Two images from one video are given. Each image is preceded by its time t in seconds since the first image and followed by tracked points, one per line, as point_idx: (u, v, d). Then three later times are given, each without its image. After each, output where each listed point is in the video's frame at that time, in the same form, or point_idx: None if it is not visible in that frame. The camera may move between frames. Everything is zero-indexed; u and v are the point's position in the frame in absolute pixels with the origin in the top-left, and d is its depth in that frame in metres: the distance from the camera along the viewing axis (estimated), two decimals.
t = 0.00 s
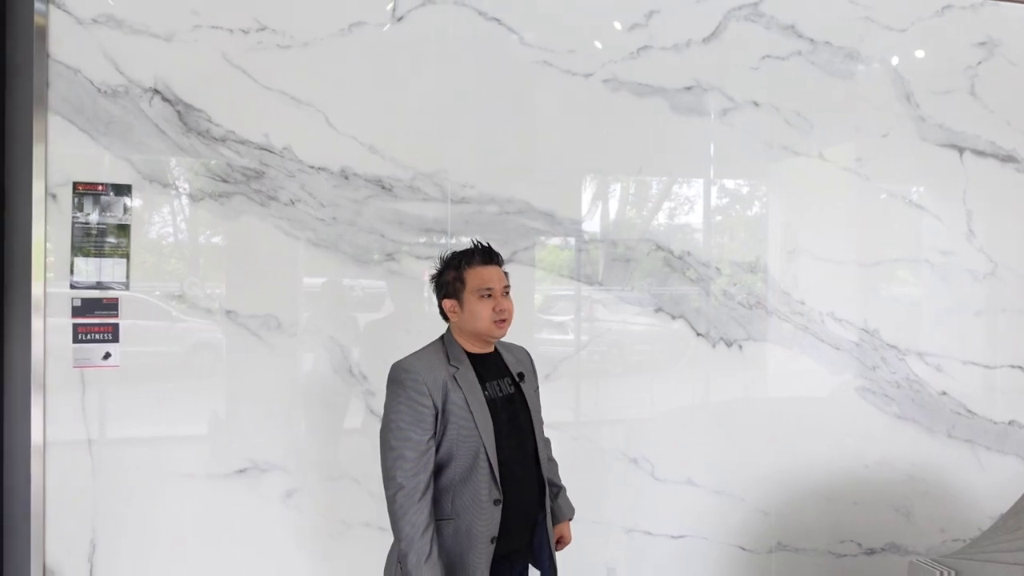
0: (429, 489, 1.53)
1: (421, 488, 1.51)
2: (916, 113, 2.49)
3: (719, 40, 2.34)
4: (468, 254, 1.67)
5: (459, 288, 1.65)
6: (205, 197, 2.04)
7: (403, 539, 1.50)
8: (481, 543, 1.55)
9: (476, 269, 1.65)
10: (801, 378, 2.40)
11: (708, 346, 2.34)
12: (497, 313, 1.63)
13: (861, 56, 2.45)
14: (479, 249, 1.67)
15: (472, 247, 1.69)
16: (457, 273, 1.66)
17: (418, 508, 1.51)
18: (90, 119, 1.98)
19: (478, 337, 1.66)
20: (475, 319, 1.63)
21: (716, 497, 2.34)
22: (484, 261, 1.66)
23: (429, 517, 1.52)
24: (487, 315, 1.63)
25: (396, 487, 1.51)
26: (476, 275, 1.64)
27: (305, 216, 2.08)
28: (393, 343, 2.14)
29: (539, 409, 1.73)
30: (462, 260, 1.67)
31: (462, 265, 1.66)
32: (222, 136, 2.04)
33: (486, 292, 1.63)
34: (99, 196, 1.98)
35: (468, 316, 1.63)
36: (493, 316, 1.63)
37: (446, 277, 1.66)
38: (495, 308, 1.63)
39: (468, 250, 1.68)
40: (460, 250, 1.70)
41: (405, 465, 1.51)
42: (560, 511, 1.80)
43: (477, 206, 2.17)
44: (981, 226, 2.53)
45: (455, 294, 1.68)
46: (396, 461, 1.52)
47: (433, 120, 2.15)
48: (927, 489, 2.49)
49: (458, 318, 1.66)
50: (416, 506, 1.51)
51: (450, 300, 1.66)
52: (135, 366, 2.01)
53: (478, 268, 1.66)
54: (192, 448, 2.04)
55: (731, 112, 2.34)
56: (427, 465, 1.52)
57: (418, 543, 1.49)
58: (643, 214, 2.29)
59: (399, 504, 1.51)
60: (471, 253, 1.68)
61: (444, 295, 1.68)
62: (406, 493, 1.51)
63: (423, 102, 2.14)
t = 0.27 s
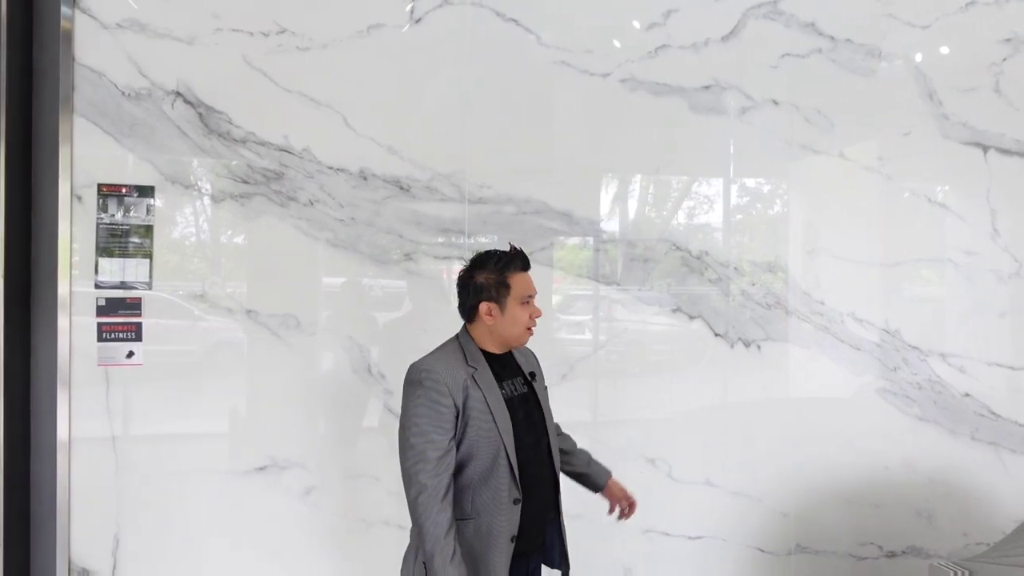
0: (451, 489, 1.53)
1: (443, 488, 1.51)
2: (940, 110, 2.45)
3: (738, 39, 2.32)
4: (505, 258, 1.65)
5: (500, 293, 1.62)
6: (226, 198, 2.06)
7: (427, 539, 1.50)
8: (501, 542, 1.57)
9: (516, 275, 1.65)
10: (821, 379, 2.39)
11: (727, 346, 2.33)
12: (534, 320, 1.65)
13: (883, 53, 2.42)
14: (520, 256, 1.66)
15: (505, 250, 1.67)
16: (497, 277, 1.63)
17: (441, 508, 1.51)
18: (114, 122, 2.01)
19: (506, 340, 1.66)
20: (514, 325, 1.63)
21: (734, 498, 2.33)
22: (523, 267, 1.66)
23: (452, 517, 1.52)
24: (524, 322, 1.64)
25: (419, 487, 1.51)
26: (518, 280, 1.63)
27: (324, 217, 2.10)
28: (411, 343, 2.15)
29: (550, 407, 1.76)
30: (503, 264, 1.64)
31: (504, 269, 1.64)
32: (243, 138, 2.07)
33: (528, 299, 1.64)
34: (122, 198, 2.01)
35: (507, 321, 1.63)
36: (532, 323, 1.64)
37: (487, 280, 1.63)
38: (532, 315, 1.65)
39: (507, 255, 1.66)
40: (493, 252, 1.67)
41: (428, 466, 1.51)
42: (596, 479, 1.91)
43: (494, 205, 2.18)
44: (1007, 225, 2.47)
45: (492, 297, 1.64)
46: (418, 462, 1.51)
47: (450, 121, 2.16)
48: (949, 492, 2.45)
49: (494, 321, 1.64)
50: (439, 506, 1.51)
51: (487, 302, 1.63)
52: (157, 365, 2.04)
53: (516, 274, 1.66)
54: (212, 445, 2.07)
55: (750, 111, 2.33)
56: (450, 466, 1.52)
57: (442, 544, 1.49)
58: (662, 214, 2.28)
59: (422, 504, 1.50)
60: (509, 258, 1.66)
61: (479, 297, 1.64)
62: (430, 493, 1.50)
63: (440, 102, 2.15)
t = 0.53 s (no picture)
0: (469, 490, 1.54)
1: (462, 488, 1.52)
2: (952, 108, 2.43)
3: (747, 37, 2.32)
4: (542, 265, 1.63)
5: (537, 301, 1.62)
6: (237, 197, 2.08)
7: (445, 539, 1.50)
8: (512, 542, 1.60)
9: (550, 283, 1.65)
10: (832, 378, 2.38)
11: (736, 345, 2.32)
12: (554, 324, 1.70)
13: (894, 50, 2.40)
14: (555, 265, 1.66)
15: (540, 256, 1.64)
16: (535, 285, 1.62)
17: (459, 509, 1.51)
18: (127, 122, 2.03)
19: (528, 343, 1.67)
20: (542, 331, 1.65)
21: (743, 497, 2.33)
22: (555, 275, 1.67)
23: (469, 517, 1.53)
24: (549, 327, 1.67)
25: (438, 487, 1.50)
26: (553, 290, 1.64)
27: (335, 216, 2.12)
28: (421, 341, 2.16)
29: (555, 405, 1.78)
30: (541, 273, 1.62)
31: (542, 278, 1.62)
32: (254, 137, 2.08)
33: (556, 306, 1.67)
34: (135, 197, 2.04)
35: (537, 327, 1.64)
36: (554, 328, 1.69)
37: (528, 288, 1.60)
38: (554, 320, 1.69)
39: (544, 262, 1.64)
40: (529, 257, 1.64)
41: (448, 466, 1.51)
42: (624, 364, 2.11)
43: (503, 204, 2.18)
44: (1020, 223, 2.45)
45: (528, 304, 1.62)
46: (438, 461, 1.51)
47: (459, 120, 2.17)
48: (961, 491, 2.44)
49: (526, 328, 1.64)
50: (458, 506, 1.51)
51: (523, 309, 1.61)
52: (169, 363, 2.06)
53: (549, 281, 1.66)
54: (224, 442, 2.08)
55: (760, 109, 2.32)
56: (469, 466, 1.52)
57: (462, 544, 1.50)
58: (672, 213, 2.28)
59: (441, 504, 1.50)
60: (545, 265, 1.65)
61: (516, 303, 1.61)
62: (449, 494, 1.50)
63: (450, 102, 2.16)
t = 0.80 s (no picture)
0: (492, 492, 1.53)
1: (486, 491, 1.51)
2: (955, 105, 2.43)
3: (749, 35, 2.31)
4: (542, 261, 1.63)
5: (535, 296, 1.62)
6: (239, 195, 2.08)
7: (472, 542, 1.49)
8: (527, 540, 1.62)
9: (550, 278, 1.64)
10: (834, 377, 2.37)
11: (738, 344, 2.32)
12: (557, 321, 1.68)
13: (896, 48, 2.40)
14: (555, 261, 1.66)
15: (542, 252, 1.64)
16: (533, 279, 1.61)
17: (484, 511, 1.51)
18: (129, 120, 2.04)
19: (530, 340, 1.67)
20: (542, 327, 1.64)
21: (745, 495, 2.33)
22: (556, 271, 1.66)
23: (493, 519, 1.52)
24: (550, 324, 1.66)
25: (464, 491, 1.49)
26: (553, 285, 1.64)
27: (336, 214, 2.12)
28: (422, 339, 2.16)
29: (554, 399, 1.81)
30: (540, 267, 1.62)
31: (540, 272, 1.62)
32: (256, 136, 2.09)
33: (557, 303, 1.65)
34: (137, 195, 2.04)
35: (537, 323, 1.63)
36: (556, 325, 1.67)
37: (525, 282, 1.60)
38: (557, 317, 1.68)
39: (543, 257, 1.64)
40: (531, 252, 1.64)
41: (474, 469, 1.49)
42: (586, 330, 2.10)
43: (505, 202, 2.18)
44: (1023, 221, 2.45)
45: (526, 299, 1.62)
46: (464, 465, 1.49)
47: (461, 118, 2.17)
48: (963, 489, 2.43)
49: (525, 323, 1.63)
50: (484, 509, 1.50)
51: (521, 304, 1.61)
52: (171, 360, 2.07)
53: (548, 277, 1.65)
54: (226, 440, 2.09)
55: (762, 107, 2.32)
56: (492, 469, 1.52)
57: (489, 546, 1.50)
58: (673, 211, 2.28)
59: (468, 508, 1.49)
60: (546, 261, 1.64)
61: (514, 298, 1.61)
62: (476, 497, 1.49)
63: (451, 100, 2.16)
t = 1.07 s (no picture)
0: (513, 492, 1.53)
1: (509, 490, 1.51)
2: (949, 106, 2.44)
3: (745, 35, 2.32)
4: (529, 256, 1.61)
5: (521, 292, 1.61)
6: (234, 194, 2.07)
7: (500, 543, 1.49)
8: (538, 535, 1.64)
9: (539, 274, 1.62)
10: (828, 377, 2.38)
11: (733, 343, 2.32)
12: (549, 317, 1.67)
13: (891, 48, 2.41)
14: (544, 256, 1.63)
15: (531, 248, 1.63)
16: (518, 276, 1.61)
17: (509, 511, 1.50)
18: (124, 118, 2.03)
19: (524, 337, 1.67)
20: (531, 323, 1.64)
21: (740, 494, 2.33)
22: (545, 266, 1.64)
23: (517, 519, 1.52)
24: (541, 320, 1.65)
25: (488, 494, 1.47)
26: (542, 282, 1.62)
27: (332, 213, 2.11)
28: (418, 338, 2.16)
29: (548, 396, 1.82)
30: (526, 263, 1.61)
31: (525, 269, 1.61)
32: (251, 134, 2.08)
33: (546, 298, 1.64)
34: (132, 193, 2.03)
35: (526, 319, 1.64)
36: (547, 320, 1.66)
37: (508, 279, 1.60)
38: (549, 313, 1.66)
39: (530, 253, 1.63)
40: (519, 249, 1.63)
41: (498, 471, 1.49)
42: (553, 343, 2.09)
43: (501, 201, 2.18)
44: (1017, 222, 2.46)
45: (513, 295, 1.62)
46: (489, 467, 1.48)
47: (457, 117, 2.16)
48: (957, 489, 2.44)
49: (514, 320, 1.64)
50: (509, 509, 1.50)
51: (507, 300, 1.62)
52: (165, 359, 2.06)
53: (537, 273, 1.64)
54: (221, 439, 2.08)
55: (757, 107, 2.32)
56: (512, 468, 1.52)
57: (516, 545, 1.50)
58: (669, 211, 2.28)
59: (495, 509, 1.48)
60: (534, 256, 1.63)
61: (500, 295, 1.62)
62: (501, 498, 1.49)
63: (447, 99, 2.16)
